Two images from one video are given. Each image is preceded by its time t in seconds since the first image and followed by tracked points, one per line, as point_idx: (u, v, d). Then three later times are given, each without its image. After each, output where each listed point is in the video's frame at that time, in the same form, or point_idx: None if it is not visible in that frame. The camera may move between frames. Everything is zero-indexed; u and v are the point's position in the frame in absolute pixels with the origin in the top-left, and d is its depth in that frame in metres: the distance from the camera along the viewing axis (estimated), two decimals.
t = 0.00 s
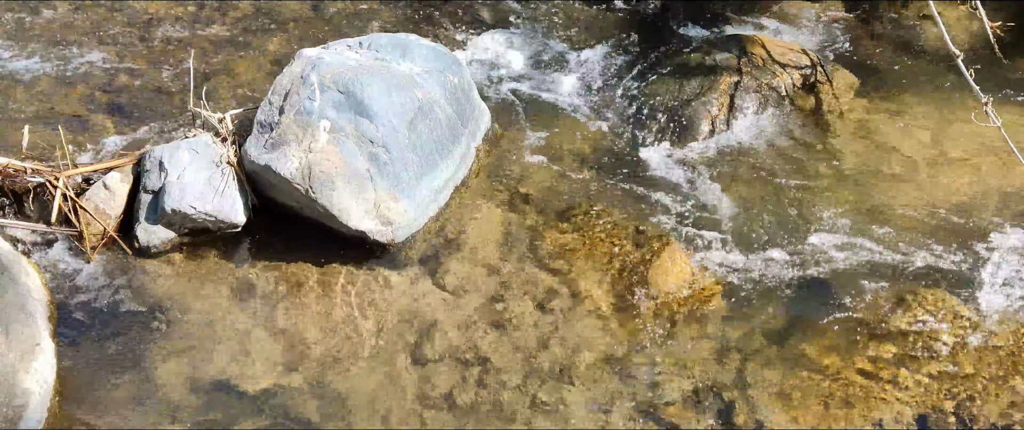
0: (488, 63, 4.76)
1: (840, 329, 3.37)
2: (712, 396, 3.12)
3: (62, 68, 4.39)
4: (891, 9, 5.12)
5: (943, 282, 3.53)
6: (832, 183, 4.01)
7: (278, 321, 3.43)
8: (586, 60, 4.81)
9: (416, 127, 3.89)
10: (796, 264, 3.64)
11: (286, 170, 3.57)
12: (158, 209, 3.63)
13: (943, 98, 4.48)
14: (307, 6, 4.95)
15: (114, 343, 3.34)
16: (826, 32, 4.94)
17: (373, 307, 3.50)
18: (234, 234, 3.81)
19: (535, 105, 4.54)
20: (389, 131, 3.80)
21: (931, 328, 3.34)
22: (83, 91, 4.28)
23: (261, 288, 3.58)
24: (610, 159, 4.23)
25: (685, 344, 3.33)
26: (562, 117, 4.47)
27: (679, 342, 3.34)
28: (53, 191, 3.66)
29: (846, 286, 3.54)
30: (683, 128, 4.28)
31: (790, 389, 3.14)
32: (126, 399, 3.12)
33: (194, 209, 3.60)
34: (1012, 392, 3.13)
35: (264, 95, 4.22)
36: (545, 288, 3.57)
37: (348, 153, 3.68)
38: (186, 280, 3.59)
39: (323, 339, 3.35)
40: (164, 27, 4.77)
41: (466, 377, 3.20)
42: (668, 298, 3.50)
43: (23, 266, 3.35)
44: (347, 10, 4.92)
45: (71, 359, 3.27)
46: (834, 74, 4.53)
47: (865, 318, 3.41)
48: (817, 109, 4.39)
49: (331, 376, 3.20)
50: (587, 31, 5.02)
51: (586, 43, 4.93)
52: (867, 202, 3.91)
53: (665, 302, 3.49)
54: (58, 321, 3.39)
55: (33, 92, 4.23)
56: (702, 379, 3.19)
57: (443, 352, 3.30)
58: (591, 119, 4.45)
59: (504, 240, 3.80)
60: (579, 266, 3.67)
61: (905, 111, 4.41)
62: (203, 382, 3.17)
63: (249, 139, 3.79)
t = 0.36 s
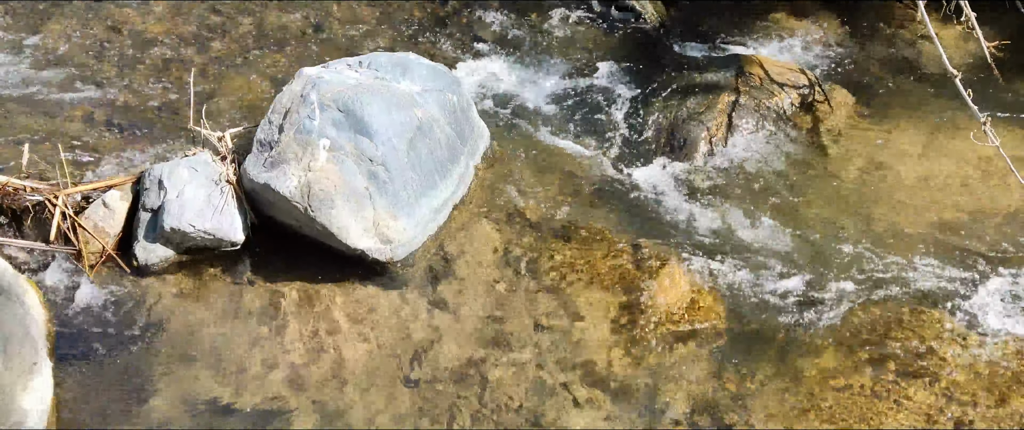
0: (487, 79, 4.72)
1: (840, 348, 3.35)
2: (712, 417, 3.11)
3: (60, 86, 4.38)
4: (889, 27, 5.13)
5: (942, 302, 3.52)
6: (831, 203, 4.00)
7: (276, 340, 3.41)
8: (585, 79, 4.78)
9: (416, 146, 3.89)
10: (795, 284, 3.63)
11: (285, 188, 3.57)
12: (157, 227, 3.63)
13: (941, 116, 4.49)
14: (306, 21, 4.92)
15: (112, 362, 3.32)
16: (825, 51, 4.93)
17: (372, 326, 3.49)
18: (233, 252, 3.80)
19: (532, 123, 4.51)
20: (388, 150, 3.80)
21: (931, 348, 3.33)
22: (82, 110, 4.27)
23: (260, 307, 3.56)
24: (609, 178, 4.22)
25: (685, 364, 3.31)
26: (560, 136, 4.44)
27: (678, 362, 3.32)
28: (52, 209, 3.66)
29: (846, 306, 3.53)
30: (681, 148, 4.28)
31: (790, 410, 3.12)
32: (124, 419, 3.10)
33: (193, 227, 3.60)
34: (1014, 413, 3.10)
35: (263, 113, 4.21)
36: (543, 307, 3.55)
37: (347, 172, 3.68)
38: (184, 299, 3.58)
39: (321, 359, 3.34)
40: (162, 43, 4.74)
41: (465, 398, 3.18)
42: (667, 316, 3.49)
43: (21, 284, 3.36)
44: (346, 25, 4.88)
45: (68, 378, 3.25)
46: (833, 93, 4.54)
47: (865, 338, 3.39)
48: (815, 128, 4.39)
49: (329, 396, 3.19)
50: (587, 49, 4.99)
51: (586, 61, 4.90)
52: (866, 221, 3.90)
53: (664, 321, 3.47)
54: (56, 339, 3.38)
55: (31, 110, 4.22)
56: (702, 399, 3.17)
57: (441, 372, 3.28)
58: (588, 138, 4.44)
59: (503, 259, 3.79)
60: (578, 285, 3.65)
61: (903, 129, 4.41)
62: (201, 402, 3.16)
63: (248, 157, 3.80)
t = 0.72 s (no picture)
0: (485, 99, 4.69)
1: (840, 371, 3.33)
2: None
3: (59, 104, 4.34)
4: (886, 48, 5.14)
5: (940, 323, 3.50)
6: (829, 224, 3.99)
7: (272, 362, 3.39)
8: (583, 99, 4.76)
9: (414, 166, 3.87)
10: (794, 306, 3.61)
11: (283, 208, 3.58)
12: (154, 247, 3.61)
13: (938, 136, 4.50)
14: (303, 38, 4.88)
15: (108, 384, 3.30)
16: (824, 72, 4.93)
17: (369, 347, 3.46)
18: (230, 271, 3.79)
19: (530, 141, 4.49)
20: (386, 170, 3.79)
21: (932, 370, 3.30)
22: (79, 128, 4.23)
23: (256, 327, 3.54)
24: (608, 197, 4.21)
25: (683, 387, 3.28)
26: (559, 155, 4.43)
27: (677, 384, 3.29)
28: (49, 229, 3.65)
29: (845, 328, 3.51)
30: (680, 167, 4.26)
31: None
32: None
33: (190, 246, 3.58)
34: None
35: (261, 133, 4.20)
36: (541, 328, 3.54)
37: (344, 192, 3.67)
38: (180, 319, 3.56)
39: (318, 381, 3.31)
40: (159, 58, 4.69)
41: (462, 422, 3.17)
42: (665, 338, 3.47)
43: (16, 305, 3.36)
44: (344, 43, 4.86)
45: (64, 401, 3.23)
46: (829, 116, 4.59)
47: (865, 361, 3.36)
48: (812, 150, 4.39)
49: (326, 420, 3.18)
50: (584, 68, 4.97)
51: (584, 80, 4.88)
52: (863, 243, 3.89)
53: (662, 342, 3.45)
54: (52, 361, 3.36)
55: (29, 130, 4.19)
56: (701, 423, 3.15)
57: (439, 395, 3.26)
58: (586, 158, 4.42)
59: (500, 279, 3.77)
60: (575, 306, 3.63)
61: (900, 149, 4.41)
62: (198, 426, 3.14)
63: (246, 178, 3.81)
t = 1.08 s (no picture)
0: (480, 121, 4.68)
1: (838, 394, 3.32)
2: None
3: (54, 127, 4.27)
4: (879, 72, 5.18)
5: (937, 346, 3.51)
6: (824, 247, 4.01)
7: (268, 386, 3.36)
8: (579, 121, 4.75)
9: (411, 188, 3.88)
10: (790, 328, 3.61)
11: (279, 230, 3.57)
12: (149, 270, 3.59)
13: (931, 159, 4.53)
14: (301, 63, 4.86)
15: (101, 409, 3.26)
16: (819, 95, 4.96)
17: (365, 370, 3.44)
18: (225, 294, 3.77)
19: (527, 163, 4.48)
20: (383, 192, 3.79)
21: (930, 393, 3.30)
22: (74, 152, 4.16)
23: (252, 351, 3.52)
24: (605, 220, 4.20)
25: (681, 410, 3.27)
26: (555, 177, 4.41)
27: (675, 408, 3.27)
28: (44, 252, 3.62)
29: (842, 351, 3.50)
30: (675, 189, 4.28)
31: None
32: None
33: (186, 269, 3.56)
34: None
35: (257, 155, 4.18)
36: (538, 351, 3.52)
37: (341, 214, 3.67)
38: (175, 343, 3.53)
39: (314, 405, 3.29)
40: (155, 82, 4.64)
41: None
42: (662, 360, 3.46)
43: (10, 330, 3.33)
44: (342, 67, 4.85)
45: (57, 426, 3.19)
46: (824, 138, 4.60)
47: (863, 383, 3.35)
48: (809, 173, 4.40)
49: None
50: (580, 89, 4.96)
51: (580, 101, 4.87)
52: (858, 265, 3.91)
53: (659, 365, 3.44)
54: (45, 385, 3.33)
55: (23, 153, 4.12)
56: None
57: (436, 419, 3.24)
58: (584, 180, 4.41)
59: (496, 301, 3.76)
60: (572, 328, 3.62)
61: (894, 172, 4.44)
62: None
63: (242, 200, 3.80)
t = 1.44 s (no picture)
0: (476, 145, 4.67)
1: (836, 419, 3.29)
2: None
3: (48, 152, 4.26)
4: (873, 97, 5.20)
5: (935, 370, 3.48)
6: (819, 271, 3.99)
7: (262, 412, 3.33)
8: (574, 145, 4.72)
9: (406, 211, 3.84)
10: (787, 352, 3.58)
11: (274, 254, 3.57)
12: (143, 294, 3.58)
13: (927, 182, 4.54)
14: (298, 88, 4.85)
15: None
16: (813, 119, 4.98)
17: (360, 395, 3.41)
18: (219, 319, 3.74)
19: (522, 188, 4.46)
20: (378, 216, 3.77)
21: (929, 418, 3.28)
22: (70, 178, 4.15)
23: (246, 376, 3.49)
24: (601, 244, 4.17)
25: None
26: (552, 202, 4.40)
27: None
28: (38, 276, 3.60)
29: (840, 375, 3.47)
30: (670, 213, 4.26)
31: None
32: None
33: (180, 294, 3.56)
34: None
35: (252, 180, 4.19)
36: (534, 375, 3.49)
37: (336, 238, 3.65)
38: (169, 368, 3.50)
39: None
40: (152, 107, 4.61)
41: None
42: (658, 384, 3.43)
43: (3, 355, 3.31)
44: (339, 92, 4.84)
45: None
46: (818, 161, 4.61)
47: (861, 408, 3.33)
48: (804, 196, 4.40)
49: None
50: (574, 113, 4.93)
51: (574, 125, 4.85)
52: (854, 288, 3.89)
53: (655, 388, 3.41)
54: (37, 412, 3.29)
55: (18, 180, 4.09)
56: None
57: None
58: (579, 205, 4.38)
59: (492, 325, 3.73)
60: (568, 351, 3.60)
61: (889, 195, 4.45)
62: None
63: (237, 224, 3.79)
